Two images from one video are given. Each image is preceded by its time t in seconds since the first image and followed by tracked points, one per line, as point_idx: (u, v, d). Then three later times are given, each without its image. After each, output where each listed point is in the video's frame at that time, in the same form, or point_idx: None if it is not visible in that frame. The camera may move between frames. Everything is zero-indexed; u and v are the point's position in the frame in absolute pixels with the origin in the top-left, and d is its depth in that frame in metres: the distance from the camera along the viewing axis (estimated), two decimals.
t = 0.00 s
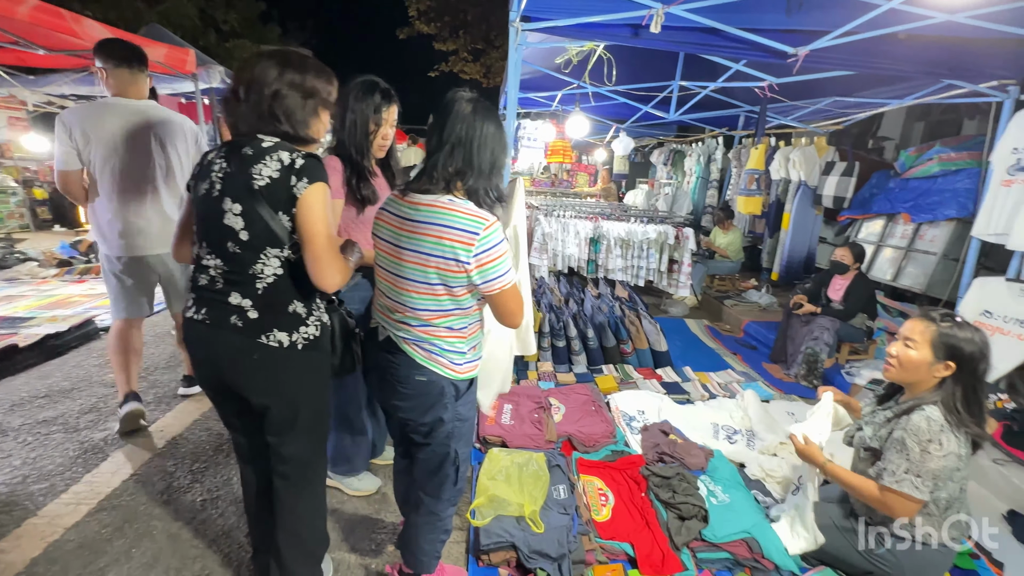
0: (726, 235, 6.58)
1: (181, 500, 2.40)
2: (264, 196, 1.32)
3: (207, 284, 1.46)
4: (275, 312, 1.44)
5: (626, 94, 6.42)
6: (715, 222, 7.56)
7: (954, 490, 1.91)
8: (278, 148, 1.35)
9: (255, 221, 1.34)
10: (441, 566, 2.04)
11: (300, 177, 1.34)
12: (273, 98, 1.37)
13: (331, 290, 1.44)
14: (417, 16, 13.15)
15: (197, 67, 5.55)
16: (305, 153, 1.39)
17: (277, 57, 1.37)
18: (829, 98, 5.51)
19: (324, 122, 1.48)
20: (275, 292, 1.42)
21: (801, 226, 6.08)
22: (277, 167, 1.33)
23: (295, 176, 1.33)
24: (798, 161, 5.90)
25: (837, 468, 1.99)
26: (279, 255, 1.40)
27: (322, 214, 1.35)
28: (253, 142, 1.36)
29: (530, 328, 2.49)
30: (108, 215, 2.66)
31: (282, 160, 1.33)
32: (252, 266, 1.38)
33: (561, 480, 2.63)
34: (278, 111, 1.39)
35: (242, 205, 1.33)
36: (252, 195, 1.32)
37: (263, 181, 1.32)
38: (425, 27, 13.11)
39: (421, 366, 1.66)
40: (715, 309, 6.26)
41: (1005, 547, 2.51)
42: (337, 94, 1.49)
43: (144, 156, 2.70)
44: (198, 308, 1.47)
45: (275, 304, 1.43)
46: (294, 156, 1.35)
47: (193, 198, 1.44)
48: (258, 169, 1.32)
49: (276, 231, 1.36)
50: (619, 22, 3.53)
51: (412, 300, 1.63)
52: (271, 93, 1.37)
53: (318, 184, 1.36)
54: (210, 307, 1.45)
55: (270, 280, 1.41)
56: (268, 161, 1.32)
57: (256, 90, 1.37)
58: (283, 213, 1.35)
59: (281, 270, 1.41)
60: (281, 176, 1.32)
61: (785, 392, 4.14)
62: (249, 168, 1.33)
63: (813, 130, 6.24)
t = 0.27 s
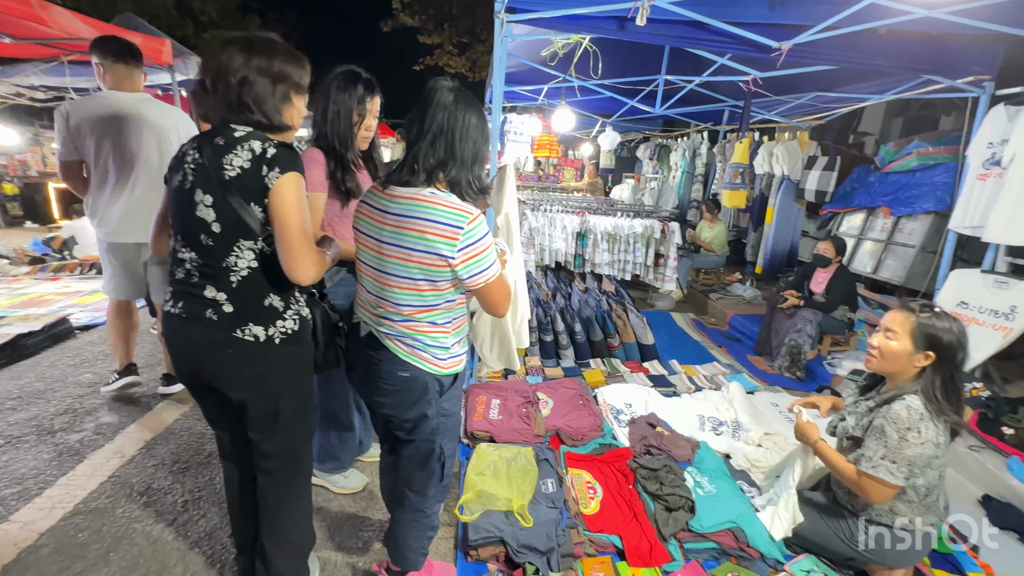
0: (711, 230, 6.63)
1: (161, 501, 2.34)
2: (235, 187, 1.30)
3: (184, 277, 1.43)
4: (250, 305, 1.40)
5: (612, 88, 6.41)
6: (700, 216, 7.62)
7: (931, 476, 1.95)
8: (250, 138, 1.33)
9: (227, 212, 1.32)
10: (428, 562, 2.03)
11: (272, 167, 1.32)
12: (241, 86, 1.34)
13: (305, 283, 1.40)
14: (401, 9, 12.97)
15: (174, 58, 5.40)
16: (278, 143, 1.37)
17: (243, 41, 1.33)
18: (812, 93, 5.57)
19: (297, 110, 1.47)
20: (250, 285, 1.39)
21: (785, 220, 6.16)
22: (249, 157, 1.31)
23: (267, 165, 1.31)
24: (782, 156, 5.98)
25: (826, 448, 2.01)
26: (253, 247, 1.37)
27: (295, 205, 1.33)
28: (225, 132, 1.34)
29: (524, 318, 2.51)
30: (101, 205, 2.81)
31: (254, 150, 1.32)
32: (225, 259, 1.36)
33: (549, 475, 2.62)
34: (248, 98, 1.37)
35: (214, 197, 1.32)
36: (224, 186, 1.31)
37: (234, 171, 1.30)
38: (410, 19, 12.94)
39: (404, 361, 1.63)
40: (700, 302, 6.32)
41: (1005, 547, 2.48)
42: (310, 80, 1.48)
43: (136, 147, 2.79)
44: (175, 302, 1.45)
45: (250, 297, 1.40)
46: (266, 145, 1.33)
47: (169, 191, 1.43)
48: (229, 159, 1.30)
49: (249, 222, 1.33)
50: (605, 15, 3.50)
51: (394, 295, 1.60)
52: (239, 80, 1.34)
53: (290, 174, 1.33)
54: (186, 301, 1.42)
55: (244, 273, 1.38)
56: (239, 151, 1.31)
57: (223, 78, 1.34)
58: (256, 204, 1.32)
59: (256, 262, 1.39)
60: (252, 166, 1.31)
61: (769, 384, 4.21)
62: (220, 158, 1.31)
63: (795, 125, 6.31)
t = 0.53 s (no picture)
0: (699, 225, 6.69)
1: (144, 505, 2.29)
2: (211, 181, 1.26)
3: (161, 276, 1.39)
4: (229, 305, 1.36)
5: (600, 83, 6.41)
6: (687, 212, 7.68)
7: (915, 466, 1.98)
8: (225, 131, 1.29)
9: (203, 208, 1.28)
10: (420, 562, 2.01)
11: (248, 161, 1.27)
12: (212, 76, 1.28)
13: (286, 281, 1.37)
14: (385, 2, 12.80)
15: (151, 50, 5.26)
16: (254, 136, 1.32)
17: (215, 30, 1.28)
18: (796, 89, 5.63)
19: (274, 102, 1.41)
20: (228, 283, 1.35)
21: (770, 215, 6.24)
22: (224, 151, 1.27)
23: (243, 160, 1.27)
24: (767, 152, 6.05)
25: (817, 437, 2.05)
26: (231, 244, 1.33)
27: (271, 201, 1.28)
28: (199, 126, 1.30)
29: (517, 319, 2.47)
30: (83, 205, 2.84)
31: (229, 143, 1.27)
32: (202, 256, 1.31)
33: (540, 471, 2.61)
34: (220, 90, 1.30)
35: (188, 192, 1.28)
36: (199, 182, 1.26)
37: (210, 166, 1.26)
38: (394, 13, 12.77)
39: (394, 360, 1.61)
40: (687, 297, 6.37)
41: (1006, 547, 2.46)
42: (287, 70, 1.42)
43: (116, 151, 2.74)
44: (153, 301, 1.41)
45: (228, 296, 1.36)
46: (241, 138, 1.29)
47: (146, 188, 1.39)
48: (204, 153, 1.26)
49: (225, 218, 1.29)
50: (593, 9, 3.48)
51: (383, 293, 1.57)
52: (210, 70, 1.28)
53: (268, 168, 1.29)
54: (163, 301, 1.38)
55: (222, 271, 1.34)
56: (214, 145, 1.26)
57: (195, 70, 1.28)
58: (233, 200, 1.28)
59: (234, 259, 1.34)
60: (228, 161, 1.26)
61: (756, 377, 4.26)
62: (195, 153, 1.27)
63: (780, 122, 6.38)
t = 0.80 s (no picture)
0: (688, 221, 6.72)
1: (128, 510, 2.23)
2: (189, 181, 1.24)
3: (133, 279, 1.35)
4: (201, 310, 1.32)
5: (589, 79, 6.39)
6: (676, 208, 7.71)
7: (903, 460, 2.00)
8: (210, 132, 1.27)
9: (179, 207, 1.24)
10: (413, 563, 1.99)
11: (233, 164, 1.26)
12: (205, 79, 1.28)
13: (280, 286, 1.38)
14: None
15: (131, 42, 5.12)
16: (241, 138, 1.30)
17: (213, 37, 1.29)
18: (783, 87, 5.68)
19: (271, 110, 1.40)
20: (201, 287, 1.31)
21: (757, 212, 6.29)
22: (207, 151, 1.25)
23: (227, 162, 1.25)
24: (755, 148, 6.10)
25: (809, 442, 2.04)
26: (205, 246, 1.28)
27: (262, 208, 1.28)
28: (185, 126, 1.28)
29: (507, 321, 2.49)
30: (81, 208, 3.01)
31: (212, 143, 1.26)
32: (175, 257, 1.28)
33: (533, 469, 2.61)
34: (212, 93, 1.29)
35: (165, 190, 1.24)
36: (178, 181, 1.24)
37: (190, 164, 1.23)
38: (381, 7, 12.61)
39: (383, 361, 1.58)
40: (677, 293, 6.40)
41: (1006, 547, 2.46)
42: (286, 82, 1.43)
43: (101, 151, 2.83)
44: (124, 306, 1.37)
45: (201, 301, 1.32)
46: (226, 139, 1.27)
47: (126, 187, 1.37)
48: (187, 152, 1.24)
49: (201, 218, 1.26)
50: (583, 4, 3.45)
51: (372, 292, 1.54)
52: (203, 74, 1.28)
53: (255, 171, 1.28)
54: (135, 306, 1.34)
55: (194, 274, 1.29)
56: (198, 145, 1.25)
57: (190, 72, 1.29)
58: (212, 201, 1.26)
59: (208, 262, 1.30)
60: (211, 161, 1.24)
61: (745, 372, 4.30)
62: (177, 151, 1.25)
63: (767, 119, 6.42)
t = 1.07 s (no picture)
0: (678, 218, 6.75)
1: (112, 514, 2.18)
2: (185, 180, 1.21)
3: (114, 274, 1.32)
4: (179, 312, 1.29)
5: (579, 76, 6.38)
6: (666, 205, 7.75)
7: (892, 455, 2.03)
8: (216, 135, 1.26)
9: (172, 205, 1.22)
10: (406, 563, 1.98)
11: (237, 170, 1.25)
12: (220, 89, 1.27)
13: (265, 293, 1.38)
14: None
15: (112, 36, 5.00)
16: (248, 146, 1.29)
17: (231, 49, 1.29)
18: (771, 84, 5.72)
19: (281, 122, 1.40)
20: (181, 288, 1.27)
21: (746, 208, 6.34)
22: (211, 153, 1.23)
23: (231, 167, 1.24)
24: (743, 146, 6.14)
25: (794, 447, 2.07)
26: (191, 245, 1.25)
27: (259, 213, 1.28)
28: (192, 127, 1.27)
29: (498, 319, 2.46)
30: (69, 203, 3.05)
31: (218, 146, 1.24)
32: (159, 255, 1.24)
33: (526, 467, 2.61)
34: (225, 102, 1.28)
35: (160, 185, 1.22)
36: (173, 179, 1.21)
37: (192, 164, 1.21)
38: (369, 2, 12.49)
39: (373, 360, 1.56)
40: (667, 290, 6.44)
41: (1006, 548, 2.42)
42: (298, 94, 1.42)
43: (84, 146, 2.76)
44: (102, 304, 1.34)
45: (180, 302, 1.28)
46: (233, 144, 1.26)
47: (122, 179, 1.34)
48: (190, 152, 1.22)
49: (193, 216, 1.23)
50: None
51: (362, 291, 1.52)
52: (219, 82, 1.27)
53: (256, 178, 1.28)
54: (113, 303, 1.32)
55: (175, 274, 1.26)
56: (202, 146, 1.23)
57: (203, 80, 1.28)
58: (207, 201, 1.24)
59: (191, 263, 1.26)
60: (215, 164, 1.23)
61: (734, 367, 4.34)
62: (179, 149, 1.23)
63: (755, 116, 6.47)
